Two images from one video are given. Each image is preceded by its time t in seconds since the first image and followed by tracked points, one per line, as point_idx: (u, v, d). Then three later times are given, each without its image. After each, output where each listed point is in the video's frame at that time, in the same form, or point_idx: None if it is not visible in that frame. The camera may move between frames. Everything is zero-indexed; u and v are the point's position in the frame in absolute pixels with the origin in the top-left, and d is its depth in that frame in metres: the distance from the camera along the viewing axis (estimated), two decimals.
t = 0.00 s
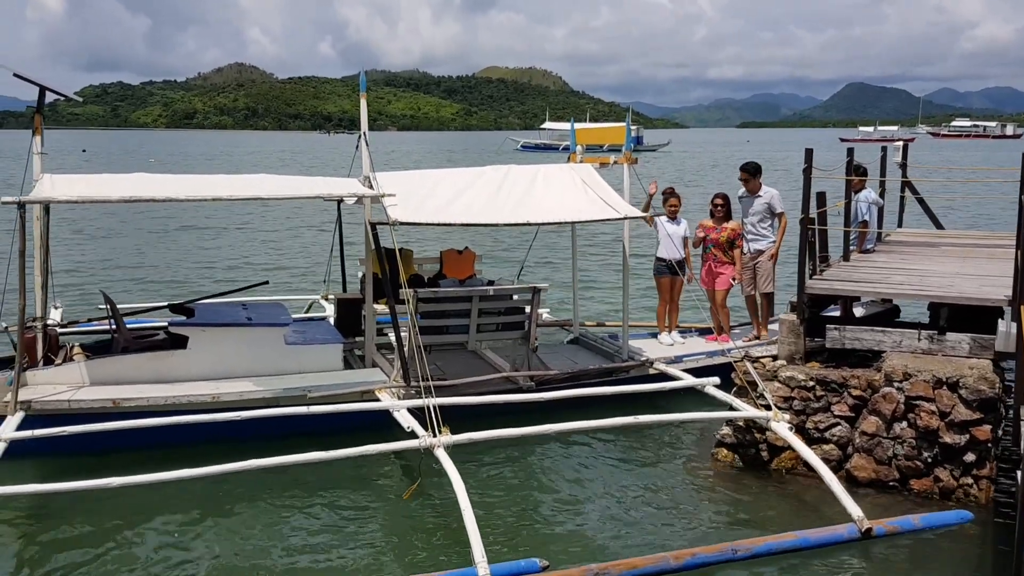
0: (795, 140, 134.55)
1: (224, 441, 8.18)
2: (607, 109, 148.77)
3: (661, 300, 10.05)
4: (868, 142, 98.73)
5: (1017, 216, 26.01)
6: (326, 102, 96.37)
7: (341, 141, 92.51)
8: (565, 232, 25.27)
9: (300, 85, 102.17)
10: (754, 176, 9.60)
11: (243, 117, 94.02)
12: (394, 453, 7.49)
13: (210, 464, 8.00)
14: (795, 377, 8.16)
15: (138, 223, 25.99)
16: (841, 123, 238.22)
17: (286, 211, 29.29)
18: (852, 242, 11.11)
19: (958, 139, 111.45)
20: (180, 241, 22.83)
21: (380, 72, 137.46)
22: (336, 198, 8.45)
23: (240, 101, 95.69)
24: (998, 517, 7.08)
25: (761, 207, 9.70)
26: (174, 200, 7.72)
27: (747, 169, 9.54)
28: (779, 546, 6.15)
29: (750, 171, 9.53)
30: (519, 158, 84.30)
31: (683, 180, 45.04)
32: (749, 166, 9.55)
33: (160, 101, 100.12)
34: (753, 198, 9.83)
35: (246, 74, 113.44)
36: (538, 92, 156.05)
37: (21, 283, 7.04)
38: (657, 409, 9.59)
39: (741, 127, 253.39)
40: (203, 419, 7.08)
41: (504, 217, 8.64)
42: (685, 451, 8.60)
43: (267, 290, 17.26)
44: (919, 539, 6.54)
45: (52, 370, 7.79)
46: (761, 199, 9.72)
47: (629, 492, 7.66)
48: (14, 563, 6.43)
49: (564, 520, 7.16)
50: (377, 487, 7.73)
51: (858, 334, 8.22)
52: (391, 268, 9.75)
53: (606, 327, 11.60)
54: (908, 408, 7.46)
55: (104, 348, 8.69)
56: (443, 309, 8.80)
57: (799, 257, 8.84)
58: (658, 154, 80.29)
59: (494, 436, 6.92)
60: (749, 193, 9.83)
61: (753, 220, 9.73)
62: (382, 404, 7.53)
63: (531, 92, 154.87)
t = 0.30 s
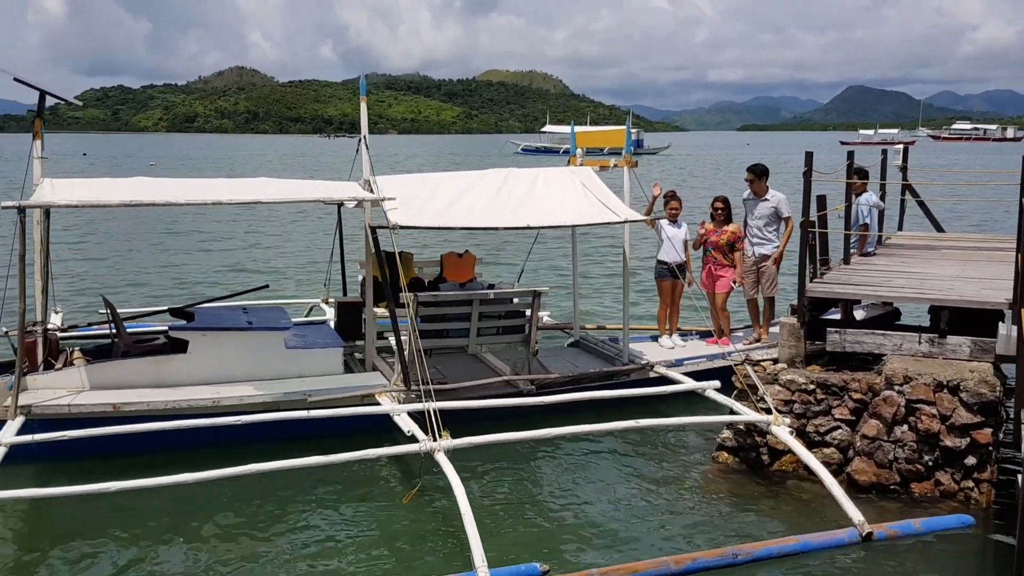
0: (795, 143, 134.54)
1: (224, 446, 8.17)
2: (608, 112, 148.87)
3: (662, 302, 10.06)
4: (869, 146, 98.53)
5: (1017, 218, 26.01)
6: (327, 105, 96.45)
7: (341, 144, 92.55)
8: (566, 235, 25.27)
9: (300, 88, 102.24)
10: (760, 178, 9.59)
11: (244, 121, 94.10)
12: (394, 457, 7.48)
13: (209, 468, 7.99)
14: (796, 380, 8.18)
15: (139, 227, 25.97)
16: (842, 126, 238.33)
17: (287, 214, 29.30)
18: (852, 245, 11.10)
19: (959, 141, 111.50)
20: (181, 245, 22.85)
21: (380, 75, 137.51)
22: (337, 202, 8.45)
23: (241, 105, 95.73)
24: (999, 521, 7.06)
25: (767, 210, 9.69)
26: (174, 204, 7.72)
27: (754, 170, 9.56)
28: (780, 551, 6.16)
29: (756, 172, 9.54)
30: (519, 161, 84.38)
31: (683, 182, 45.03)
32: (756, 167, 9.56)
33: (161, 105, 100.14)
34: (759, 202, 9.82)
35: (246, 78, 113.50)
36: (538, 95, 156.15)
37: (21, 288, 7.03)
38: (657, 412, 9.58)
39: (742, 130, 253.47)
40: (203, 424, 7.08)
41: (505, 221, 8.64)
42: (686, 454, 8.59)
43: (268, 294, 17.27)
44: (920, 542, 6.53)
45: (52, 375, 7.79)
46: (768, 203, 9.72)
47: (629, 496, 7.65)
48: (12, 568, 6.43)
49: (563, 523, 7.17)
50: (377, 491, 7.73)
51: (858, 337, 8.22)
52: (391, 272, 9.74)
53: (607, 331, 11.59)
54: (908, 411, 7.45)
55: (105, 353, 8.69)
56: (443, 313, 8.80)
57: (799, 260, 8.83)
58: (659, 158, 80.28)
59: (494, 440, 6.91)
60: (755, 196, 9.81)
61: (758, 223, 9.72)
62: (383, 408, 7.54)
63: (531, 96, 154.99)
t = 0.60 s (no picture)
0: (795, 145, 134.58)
1: (223, 447, 8.17)
2: (607, 114, 148.98)
3: (662, 304, 10.06)
4: (868, 148, 98.60)
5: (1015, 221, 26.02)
6: (326, 107, 96.66)
7: (341, 146, 92.58)
8: (565, 237, 25.28)
9: (300, 90, 102.27)
10: (765, 180, 9.57)
11: (243, 122, 94.11)
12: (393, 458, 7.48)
13: (209, 469, 7.99)
14: (794, 382, 8.20)
15: (138, 229, 25.97)
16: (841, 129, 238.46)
17: (287, 216, 29.30)
18: (851, 247, 11.12)
19: (956, 144, 111.59)
20: (180, 246, 22.86)
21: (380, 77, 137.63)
22: (336, 204, 8.46)
23: (240, 106, 95.68)
24: (997, 523, 7.05)
25: (769, 213, 9.63)
26: (174, 205, 7.72)
27: (758, 173, 9.53)
28: (778, 552, 6.19)
29: (762, 172, 9.55)
30: (518, 163, 84.29)
31: (682, 185, 45.06)
32: (761, 168, 9.57)
33: (160, 106, 100.09)
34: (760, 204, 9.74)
35: (246, 80, 113.52)
36: (538, 97, 156.35)
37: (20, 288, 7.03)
38: (657, 414, 9.58)
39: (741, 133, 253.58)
40: (202, 425, 7.08)
41: (504, 223, 8.64)
42: (685, 456, 8.59)
43: (267, 296, 17.28)
44: (919, 544, 6.56)
45: (51, 376, 7.80)
46: (769, 205, 9.66)
47: (628, 498, 7.65)
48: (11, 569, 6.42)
49: (564, 525, 7.17)
50: (377, 492, 7.72)
51: (857, 339, 8.23)
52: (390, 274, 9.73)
53: (605, 332, 11.60)
54: (907, 414, 7.44)
55: (104, 354, 8.69)
56: (443, 315, 8.80)
57: (799, 262, 8.83)
58: (658, 160, 80.33)
59: (493, 442, 6.90)
60: (757, 198, 9.74)
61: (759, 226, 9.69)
62: (382, 409, 7.54)
63: (531, 98, 155.11)
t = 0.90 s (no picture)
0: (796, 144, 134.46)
1: (225, 445, 8.17)
2: (608, 113, 148.91)
3: (663, 303, 10.05)
4: (870, 146, 98.48)
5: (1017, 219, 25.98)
6: (327, 106, 96.63)
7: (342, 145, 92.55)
8: (566, 236, 25.27)
9: (301, 90, 102.25)
10: (762, 177, 9.63)
11: (244, 121, 94.10)
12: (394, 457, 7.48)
13: (210, 468, 7.99)
14: (796, 380, 8.18)
15: (139, 228, 25.97)
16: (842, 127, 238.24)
17: (287, 215, 29.29)
18: (852, 245, 11.11)
19: (958, 142, 111.46)
20: (181, 245, 22.85)
21: (381, 76, 137.61)
22: (337, 203, 8.47)
23: (242, 105, 95.64)
24: (1000, 520, 7.04)
25: (767, 211, 9.73)
26: (175, 204, 7.74)
27: (756, 170, 9.61)
28: (780, 549, 6.17)
29: (760, 171, 9.59)
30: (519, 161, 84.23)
31: (683, 183, 45.02)
32: (759, 167, 9.61)
33: (161, 106, 100.05)
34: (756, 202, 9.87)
35: (246, 79, 113.48)
36: (539, 95, 156.30)
37: (21, 286, 7.03)
38: (658, 412, 9.59)
39: (742, 131, 253.43)
40: (204, 423, 7.08)
41: (505, 221, 8.64)
42: (686, 454, 8.60)
43: (268, 294, 17.28)
44: (920, 542, 6.57)
45: (53, 375, 7.80)
46: (765, 202, 9.77)
47: (630, 496, 7.66)
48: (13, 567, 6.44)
49: (565, 522, 7.17)
50: (378, 490, 7.73)
51: (858, 337, 8.21)
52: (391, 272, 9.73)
53: (606, 331, 11.61)
54: (909, 411, 7.44)
55: (106, 353, 8.69)
56: (444, 313, 8.80)
57: (800, 260, 8.82)
58: (659, 158, 80.29)
59: (494, 440, 6.90)
60: (754, 195, 9.85)
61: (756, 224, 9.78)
62: (383, 408, 7.53)
63: (532, 96, 155.05)
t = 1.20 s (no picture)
0: (796, 140, 134.23)
1: (225, 442, 8.17)
2: (607, 110, 148.80)
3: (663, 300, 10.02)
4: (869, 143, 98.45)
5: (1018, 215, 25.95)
6: (326, 103, 96.54)
7: (342, 142, 92.48)
8: (566, 232, 25.25)
9: (300, 87, 102.16)
10: (758, 173, 9.65)
11: (243, 119, 94.01)
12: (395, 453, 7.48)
13: (210, 465, 7.99)
14: (796, 376, 8.14)
15: (138, 225, 25.94)
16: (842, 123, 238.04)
17: (287, 212, 29.28)
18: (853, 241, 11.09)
19: (958, 138, 111.38)
20: (180, 242, 22.82)
21: (380, 73, 137.52)
22: (337, 199, 8.46)
23: (241, 103, 95.56)
24: (999, 515, 7.08)
25: (764, 207, 9.75)
26: (175, 202, 7.73)
27: (752, 165, 9.62)
28: (781, 545, 6.16)
29: (755, 166, 9.60)
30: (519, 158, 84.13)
31: (683, 180, 44.97)
32: (754, 163, 9.62)
33: (161, 103, 99.92)
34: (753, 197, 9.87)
35: (246, 76, 113.38)
36: (538, 92, 156.13)
37: (21, 283, 7.02)
38: (658, 409, 9.58)
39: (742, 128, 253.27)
40: (205, 421, 7.08)
41: (505, 218, 8.62)
42: (686, 450, 8.59)
43: (267, 292, 17.28)
44: (921, 537, 6.55)
45: (52, 372, 7.78)
46: (762, 197, 9.79)
47: (630, 492, 7.65)
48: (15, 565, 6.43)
49: (565, 518, 7.18)
50: (377, 487, 7.72)
51: (858, 333, 8.20)
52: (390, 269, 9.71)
53: (606, 327, 11.60)
54: (909, 407, 7.43)
55: (105, 351, 8.68)
56: (444, 309, 8.80)
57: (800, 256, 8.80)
58: (659, 155, 80.24)
59: (495, 436, 6.90)
60: (750, 190, 9.84)
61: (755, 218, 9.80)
62: (383, 404, 7.52)
63: (532, 93, 154.94)
